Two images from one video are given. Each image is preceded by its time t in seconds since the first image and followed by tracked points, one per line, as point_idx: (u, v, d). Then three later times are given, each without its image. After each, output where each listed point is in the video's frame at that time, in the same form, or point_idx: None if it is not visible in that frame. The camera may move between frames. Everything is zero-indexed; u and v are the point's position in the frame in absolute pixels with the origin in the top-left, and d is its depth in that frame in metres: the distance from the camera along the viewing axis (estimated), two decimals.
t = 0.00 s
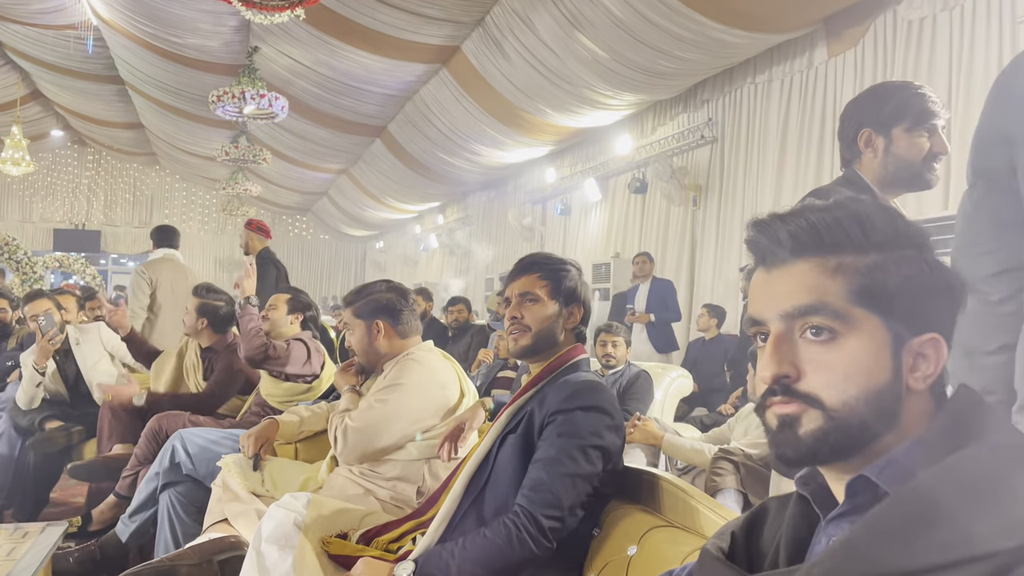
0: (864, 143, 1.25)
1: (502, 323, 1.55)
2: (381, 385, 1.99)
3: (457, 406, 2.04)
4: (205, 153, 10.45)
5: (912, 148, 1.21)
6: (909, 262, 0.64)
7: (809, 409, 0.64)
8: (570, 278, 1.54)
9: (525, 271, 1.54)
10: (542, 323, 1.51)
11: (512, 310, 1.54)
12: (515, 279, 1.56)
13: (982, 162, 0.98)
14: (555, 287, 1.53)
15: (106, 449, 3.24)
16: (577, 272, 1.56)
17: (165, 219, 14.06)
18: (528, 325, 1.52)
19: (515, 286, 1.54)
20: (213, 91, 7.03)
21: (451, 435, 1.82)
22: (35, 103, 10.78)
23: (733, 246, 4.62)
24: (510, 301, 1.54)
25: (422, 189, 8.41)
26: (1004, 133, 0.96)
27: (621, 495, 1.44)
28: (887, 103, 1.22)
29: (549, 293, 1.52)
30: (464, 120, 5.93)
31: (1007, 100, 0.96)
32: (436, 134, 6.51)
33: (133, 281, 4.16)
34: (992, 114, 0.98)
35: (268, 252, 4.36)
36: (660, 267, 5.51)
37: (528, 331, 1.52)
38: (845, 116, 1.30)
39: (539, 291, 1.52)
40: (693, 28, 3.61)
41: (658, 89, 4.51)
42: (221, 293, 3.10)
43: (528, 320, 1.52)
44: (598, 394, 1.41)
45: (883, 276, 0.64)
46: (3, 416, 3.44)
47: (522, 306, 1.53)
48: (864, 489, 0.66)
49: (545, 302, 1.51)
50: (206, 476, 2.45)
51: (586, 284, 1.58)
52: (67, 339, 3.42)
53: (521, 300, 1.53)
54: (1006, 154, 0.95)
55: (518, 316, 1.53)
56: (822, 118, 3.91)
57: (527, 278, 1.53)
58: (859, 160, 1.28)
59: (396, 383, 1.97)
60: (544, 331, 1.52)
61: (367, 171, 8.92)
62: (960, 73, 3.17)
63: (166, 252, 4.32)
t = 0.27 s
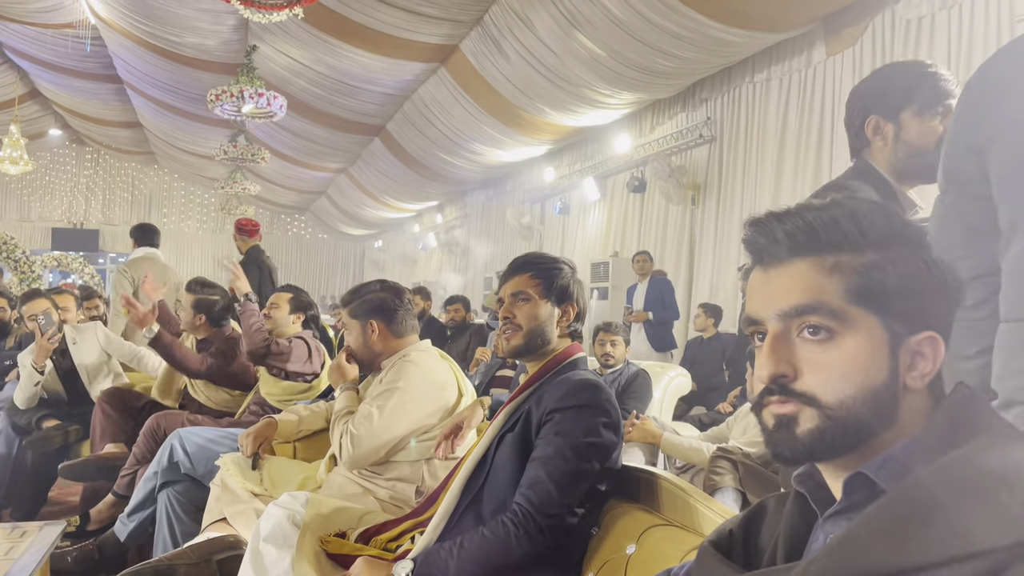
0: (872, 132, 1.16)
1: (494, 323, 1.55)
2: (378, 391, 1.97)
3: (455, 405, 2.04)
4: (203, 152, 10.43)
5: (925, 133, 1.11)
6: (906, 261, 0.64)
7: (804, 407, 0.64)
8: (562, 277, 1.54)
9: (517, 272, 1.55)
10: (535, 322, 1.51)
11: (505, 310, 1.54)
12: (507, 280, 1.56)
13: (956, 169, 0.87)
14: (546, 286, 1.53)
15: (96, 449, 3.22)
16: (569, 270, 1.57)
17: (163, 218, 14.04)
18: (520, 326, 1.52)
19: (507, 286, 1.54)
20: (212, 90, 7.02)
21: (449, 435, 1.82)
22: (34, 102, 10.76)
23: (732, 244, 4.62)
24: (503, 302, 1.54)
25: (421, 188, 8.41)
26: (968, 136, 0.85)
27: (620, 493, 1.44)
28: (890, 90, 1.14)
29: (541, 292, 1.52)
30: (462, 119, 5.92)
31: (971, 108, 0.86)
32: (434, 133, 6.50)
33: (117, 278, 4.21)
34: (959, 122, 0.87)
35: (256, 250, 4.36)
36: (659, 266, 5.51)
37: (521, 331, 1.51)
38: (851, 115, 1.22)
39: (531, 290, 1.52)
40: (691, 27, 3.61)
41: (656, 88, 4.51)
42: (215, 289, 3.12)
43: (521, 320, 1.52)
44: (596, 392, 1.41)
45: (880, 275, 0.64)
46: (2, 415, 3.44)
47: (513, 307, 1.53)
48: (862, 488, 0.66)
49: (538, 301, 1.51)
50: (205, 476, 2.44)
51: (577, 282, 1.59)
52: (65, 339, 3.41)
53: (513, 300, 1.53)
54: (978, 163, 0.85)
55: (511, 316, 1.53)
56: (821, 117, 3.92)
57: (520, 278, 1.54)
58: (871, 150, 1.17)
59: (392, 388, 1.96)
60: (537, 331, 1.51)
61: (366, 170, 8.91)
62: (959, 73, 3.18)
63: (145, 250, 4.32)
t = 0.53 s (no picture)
0: (880, 102, 0.94)
1: (496, 321, 1.55)
2: (379, 391, 1.96)
3: (454, 405, 2.04)
4: (203, 150, 10.42)
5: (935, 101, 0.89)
6: (908, 258, 0.64)
7: (803, 405, 0.65)
8: (564, 275, 1.54)
9: (518, 270, 1.54)
10: (537, 320, 1.51)
11: (507, 307, 1.54)
12: (509, 277, 1.56)
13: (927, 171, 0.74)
14: (548, 284, 1.53)
15: (98, 444, 3.20)
16: (572, 269, 1.57)
17: (163, 217, 14.03)
18: (521, 324, 1.52)
19: (509, 284, 1.54)
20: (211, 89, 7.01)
21: (449, 433, 1.83)
22: (33, 101, 10.75)
23: (732, 243, 4.62)
24: (505, 299, 1.54)
25: (420, 186, 8.41)
26: (941, 136, 0.74)
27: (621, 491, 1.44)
28: (904, 49, 0.91)
29: (543, 290, 1.52)
30: (462, 118, 5.92)
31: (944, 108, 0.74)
32: (434, 131, 6.50)
33: (99, 277, 4.20)
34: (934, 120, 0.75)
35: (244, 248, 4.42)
36: (659, 265, 5.51)
37: (522, 329, 1.51)
38: (856, 83, 0.99)
39: (532, 288, 1.52)
40: (691, 26, 3.61)
41: (656, 86, 4.51)
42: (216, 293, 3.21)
43: (522, 318, 1.52)
44: (597, 391, 1.41)
45: (880, 273, 0.63)
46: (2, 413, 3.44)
47: (516, 304, 1.53)
48: (861, 483, 0.66)
49: (540, 299, 1.51)
50: (205, 474, 2.44)
51: (579, 281, 1.59)
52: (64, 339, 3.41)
53: (515, 298, 1.53)
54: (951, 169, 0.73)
55: (512, 314, 1.53)
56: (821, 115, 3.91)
57: (522, 275, 1.54)
58: (881, 122, 0.94)
59: (392, 388, 1.95)
60: (539, 329, 1.51)
61: (365, 168, 8.91)
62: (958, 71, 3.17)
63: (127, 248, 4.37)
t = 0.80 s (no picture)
0: (904, 87, 0.87)
1: (502, 315, 1.55)
2: (381, 390, 1.97)
3: (456, 405, 2.04)
4: (204, 149, 10.43)
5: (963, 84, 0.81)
6: (908, 259, 0.64)
7: (804, 406, 0.65)
8: (571, 274, 1.54)
9: (526, 266, 1.55)
10: (542, 317, 1.51)
11: (512, 302, 1.54)
12: (517, 273, 1.56)
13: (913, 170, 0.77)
14: (556, 282, 1.53)
15: (102, 442, 3.20)
16: (579, 268, 1.57)
17: (164, 216, 14.03)
18: (526, 318, 1.52)
19: (516, 279, 1.55)
20: (212, 87, 7.02)
21: (451, 432, 1.83)
22: (34, 99, 10.75)
23: (733, 242, 4.62)
24: (511, 294, 1.54)
25: (421, 185, 8.41)
26: (926, 136, 0.76)
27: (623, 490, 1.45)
28: (922, 33, 0.85)
29: (550, 287, 1.52)
30: (463, 117, 5.92)
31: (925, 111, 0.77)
32: (435, 130, 6.50)
33: (90, 276, 4.23)
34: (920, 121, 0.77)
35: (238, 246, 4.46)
36: (659, 264, 5.52)
37: (528, 325, 1.52)
38: (873, 74, 0.93)
39: (540, 284, 1.52)
40: (692, 24, 3.61)
41: (657, 85, 4.51)
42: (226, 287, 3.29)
43: (528, 312, 1.52)
44: (599, 391, 1.41)
45: (880, 273, 0.63)
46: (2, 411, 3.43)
47: (522, 299, 1.53)
48: (862, 483, 0.65)
49: (546, 296, 1.51)
50: (206, 473, 2.45)
51: (587, 281, 1.59)
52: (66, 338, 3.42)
53: (522, 292, 1.53)
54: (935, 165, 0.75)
55: (518, 309, 1.53)
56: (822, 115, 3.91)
57: (529, 272, 1.54)
58: (904, 110, 0.88)
59: (394, 387, 1.96)
60: (544, 326, 1.51)
61: (366, 167, 8.91)
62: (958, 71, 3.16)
63: (115, 247, 4.46)
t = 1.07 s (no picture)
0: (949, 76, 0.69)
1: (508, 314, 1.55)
2: (383, 388, 1.97)
3: (458, 403, 2.04)
4: (205, 148, 10.44)
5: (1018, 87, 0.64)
6: (915, 256, 0.64)
7: (810, 404, 0.66)
8: (579, 273, 1.54)
9: (533, 264, 1.55)
10: (548, 316, 1.51)
11: (519, 301, 1.54)
12: (524, 272, 1.56)
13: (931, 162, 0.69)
14: (563, 281, 1.52)
15: (99, 438, 3.21)
16: (586, 267, 1.56)
17: (166, 215, 14.05)
18: (533, 317, 1.52)
19: (523, 277, 1.55)
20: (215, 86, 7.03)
21: (453, 430, 1.82)
22: (37, 98, 10.77)
23: (736, 241, 4.61)
24: (518, 293, 1.55)
25: (423, 184, 8.41)
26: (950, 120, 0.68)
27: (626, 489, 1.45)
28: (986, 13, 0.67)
29: (558, 286, 1.52)
30: (465, 115, 5.92)
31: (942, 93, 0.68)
32: (437, 129, 6.50)
33: (85, 274, 4.27)
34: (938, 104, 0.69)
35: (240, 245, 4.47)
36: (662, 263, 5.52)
37: (534, 325, 1.52)
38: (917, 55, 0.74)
39: (547, 283, 1.52)
40: (695, 22, 3.60)
41: (660, 84, 4.50)
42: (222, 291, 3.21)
43: (535, 311, 1.52)
44: (601, 389, 1.40)
45: (884, 270, 0.63)
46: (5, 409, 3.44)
47: (529, 298, 1.53)
48: (864, 480, 0.66)
49: (553, 295, 1.51)
50: (209, 471, 2.45)
51: (593, 279, 1.58)
52: (68, 337, 3.44)
53: (528, 291, 1.53)
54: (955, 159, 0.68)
55: (525, 307, 1.53)
56: (824, 113, 3.90)
57: (536, 270, 1.54)
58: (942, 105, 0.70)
59: (396, 385, 1.96)
60: (550, 325, 1.52)
61: (368, 166, 8.92)
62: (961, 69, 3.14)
63: (106, 247, 4.51)
